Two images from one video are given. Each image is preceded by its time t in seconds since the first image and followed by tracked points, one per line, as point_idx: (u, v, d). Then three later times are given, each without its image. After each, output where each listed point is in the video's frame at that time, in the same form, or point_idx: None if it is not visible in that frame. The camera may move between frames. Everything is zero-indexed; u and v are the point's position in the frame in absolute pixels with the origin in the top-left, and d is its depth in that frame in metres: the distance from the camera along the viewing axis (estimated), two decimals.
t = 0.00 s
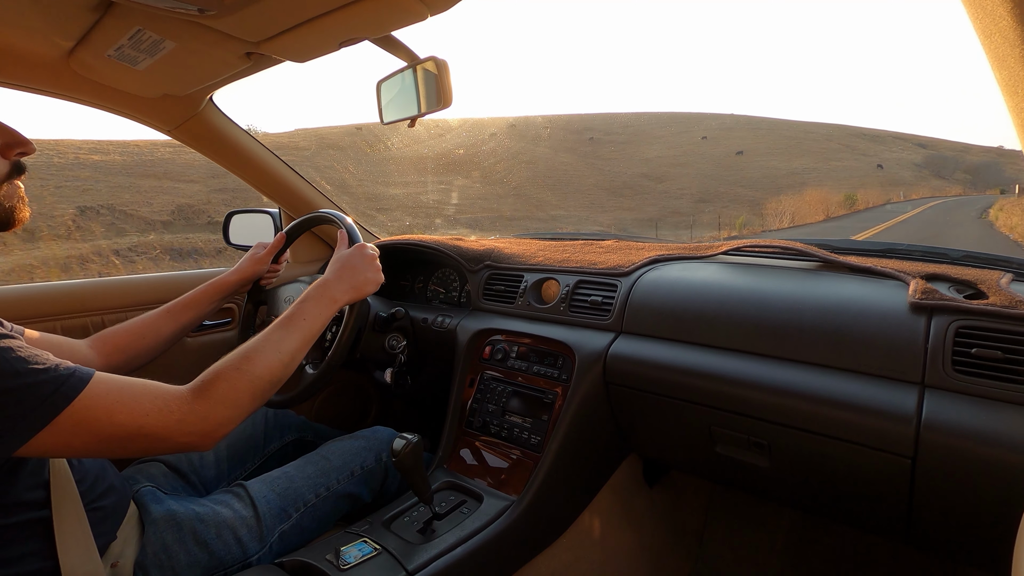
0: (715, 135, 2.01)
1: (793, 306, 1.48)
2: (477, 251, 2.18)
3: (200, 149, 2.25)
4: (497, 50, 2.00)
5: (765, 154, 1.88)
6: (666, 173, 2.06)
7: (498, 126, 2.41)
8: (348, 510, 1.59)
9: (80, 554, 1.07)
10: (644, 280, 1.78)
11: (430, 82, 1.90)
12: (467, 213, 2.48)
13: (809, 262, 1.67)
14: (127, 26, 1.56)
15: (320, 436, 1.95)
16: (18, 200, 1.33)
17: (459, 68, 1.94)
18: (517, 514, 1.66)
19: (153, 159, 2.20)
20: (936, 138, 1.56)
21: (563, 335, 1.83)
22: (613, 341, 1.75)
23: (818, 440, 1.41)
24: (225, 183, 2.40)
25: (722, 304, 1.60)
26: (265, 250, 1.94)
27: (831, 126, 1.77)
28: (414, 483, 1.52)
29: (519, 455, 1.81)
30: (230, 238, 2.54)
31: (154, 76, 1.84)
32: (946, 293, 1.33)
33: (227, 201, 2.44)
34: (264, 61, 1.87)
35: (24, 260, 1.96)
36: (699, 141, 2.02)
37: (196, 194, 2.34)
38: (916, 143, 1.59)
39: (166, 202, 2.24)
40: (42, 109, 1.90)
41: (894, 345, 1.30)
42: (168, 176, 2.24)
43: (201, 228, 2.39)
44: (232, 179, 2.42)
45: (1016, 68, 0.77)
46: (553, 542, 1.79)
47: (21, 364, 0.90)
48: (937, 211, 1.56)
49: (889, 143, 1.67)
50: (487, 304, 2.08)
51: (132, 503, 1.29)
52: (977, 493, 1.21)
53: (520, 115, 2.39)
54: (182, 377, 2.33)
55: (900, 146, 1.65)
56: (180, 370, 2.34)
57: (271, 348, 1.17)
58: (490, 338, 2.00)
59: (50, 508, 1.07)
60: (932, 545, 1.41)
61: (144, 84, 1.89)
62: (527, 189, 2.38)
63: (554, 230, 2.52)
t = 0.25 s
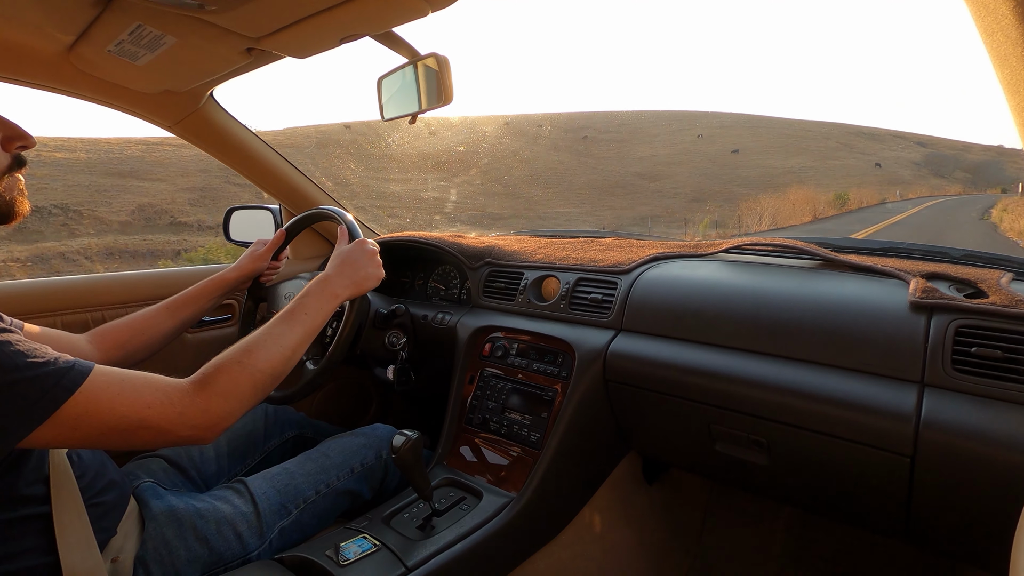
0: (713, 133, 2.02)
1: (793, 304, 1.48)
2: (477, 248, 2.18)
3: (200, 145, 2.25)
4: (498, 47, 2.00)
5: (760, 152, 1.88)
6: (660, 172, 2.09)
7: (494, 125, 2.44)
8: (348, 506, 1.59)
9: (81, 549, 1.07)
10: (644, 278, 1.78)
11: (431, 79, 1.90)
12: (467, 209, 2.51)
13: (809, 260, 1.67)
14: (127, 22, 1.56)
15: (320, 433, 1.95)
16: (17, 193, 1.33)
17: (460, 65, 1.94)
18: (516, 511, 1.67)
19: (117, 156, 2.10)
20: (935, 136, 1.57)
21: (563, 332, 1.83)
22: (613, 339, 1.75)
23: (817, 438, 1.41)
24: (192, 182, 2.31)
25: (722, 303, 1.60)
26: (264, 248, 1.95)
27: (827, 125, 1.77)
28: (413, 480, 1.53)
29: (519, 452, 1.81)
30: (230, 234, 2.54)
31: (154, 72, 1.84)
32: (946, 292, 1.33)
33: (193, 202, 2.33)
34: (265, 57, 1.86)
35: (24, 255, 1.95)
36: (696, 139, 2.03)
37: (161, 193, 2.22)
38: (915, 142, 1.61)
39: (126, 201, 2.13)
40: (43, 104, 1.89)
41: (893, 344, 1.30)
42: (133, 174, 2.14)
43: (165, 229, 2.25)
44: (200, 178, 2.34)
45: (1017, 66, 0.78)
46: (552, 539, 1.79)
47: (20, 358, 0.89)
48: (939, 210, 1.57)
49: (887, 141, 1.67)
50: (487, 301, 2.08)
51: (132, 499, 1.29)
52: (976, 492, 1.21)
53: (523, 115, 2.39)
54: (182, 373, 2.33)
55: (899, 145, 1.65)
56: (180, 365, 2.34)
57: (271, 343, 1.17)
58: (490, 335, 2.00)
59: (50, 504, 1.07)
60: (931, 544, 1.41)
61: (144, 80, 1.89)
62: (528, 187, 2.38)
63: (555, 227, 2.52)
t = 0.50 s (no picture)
0: (707, 131, 1.99)
1: (793, 299, 1.48)
2: (477, 242, 2.18)
3: (199, 136, 2.24)
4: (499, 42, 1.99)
5: (758, 153, 1.88)
6: (654, 171, 2.09)
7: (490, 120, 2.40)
8: (347, 499, 1.60)
9: (82, 540, 1.08)
10: (643, 273, 1.78)
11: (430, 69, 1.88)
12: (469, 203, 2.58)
13: (810, 256, 1.67)
14: (124, 12, 1.54)
15: (319, 426, 1.96)
16: (13, 189, 1.32)
17: (460, 59, 1.93)
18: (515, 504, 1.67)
19: (82, 154, 2.10)
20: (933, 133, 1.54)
21: (562, 327, 1.83)
22: (612, 334, 1.76)
23: (815, 433, 1.42)
24: (157, 182, 2.29)
25: (722, 297, 1.60)
26: (263, 242, 1.93)
27: (823, 124, 1.74)
28: (412, 473, 1.53)
29: (518, 446, 1.82)
30: (229, 227, 2.53)
31: (153, 63, 1.83)
32: (946, 289, 1.33)
33: (155, 201, 2.30)
34: (264, 48, 1.85)
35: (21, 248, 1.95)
36: (690, 138, 2.01)
37: (121, 192, 2.20)
38: (913, 140, 1.58)
39: (81, 201, 2.10)
40: (40, 96, 1.88)
41: (892, 340, 1.30)
42: (95, 172, 2.12)
43: (122, 229, 2.22)
44: (166, 177, 2.31)
45: (1019, 62, 0.78)
46: (551, 532, 1.80)
47: (16, 343, 0.90)
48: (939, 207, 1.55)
49: (884, 140, 1.65)
50: (487, 295, 2.08)
51: (132, 490, 1.29)
52: (973, 488, 1.21)
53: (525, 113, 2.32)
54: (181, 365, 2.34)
55: (896, 143, 1.63)
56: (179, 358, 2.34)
57: (272, 328, 1.17)
58: (489, 329, 2.00)
59: (51, 495, 1.07)
60: (927, 539, 1.42)
61: (143, 71, 1.88)
62: (525, 183, 2.44)
63: (554, 222, 2.52)
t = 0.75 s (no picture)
0: (702, 130, 2.03)
1: (792, 301, 1.48)
2: (475, 243, 2.18)
3: (197, 137, 2.24)
4: (498, 43, 2.00)
5: (751, 150, 1.90)
6: (646, 170, 2.12)
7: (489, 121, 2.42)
8: (345, 500, 1.60)
9: (79, 540, 1.07)
10: (642, 274, 1.78)
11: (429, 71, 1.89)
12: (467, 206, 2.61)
13: (808, 257, 1.67)
14: (123, 12, 1.54)
15: (317, 426, 1.96)
16: (8, 189, 1.31)
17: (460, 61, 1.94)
18: (513, 505, 1.68)
19: (39, 152, 1.96)
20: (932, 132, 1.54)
21: (561, 328, 1.83)
22: (610, 335, 1.76)
23: (813, 434, 1.42)
24: (118, 181, 2.16)
25: (720, 298, 1.60)
26: (260, 245, 1.93)
27: (820, 122, 1.74)
28: (411, 474, 1.53)
29: (517, 446, 1.81)
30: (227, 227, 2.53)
31: (152, 63, 1.83)
32: (943, 290, 1.33)
33: (113, 200, 2.16)
34: (263, 49, 1.85)
35: None
36: (687, 138, 2.04)
37: (75, 191, 2.05)
38: (911, 139, 1.58)
39: (31, 201, 1.97)
40: (39, 96, 1.88)
41: (890, 341, 1.30)
42: (52, 171, 1.99)
43: (73, 231, 2.07)
44: (129, 176, 2.19)
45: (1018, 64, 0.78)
46: (549, 533, 1.80)
47: (12, 340, 0.89)
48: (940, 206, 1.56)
49: (882, 138, 1.66)
50: (485, 296, 2.08)
51: (131, 491, 1.29)
52: (971, 489, 1.22)
53: (525, 111, 2.37)
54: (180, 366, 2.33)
55: (895, 142, 1.63)
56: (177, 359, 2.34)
57: (272, 323, 1.17)
58: (488, 329, 2.01)
59: (49, 495, 1.07)
60: (924, 540, 1.43)
61: (142, 72, 1.88)
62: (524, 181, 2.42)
63: (553, 223, 2.52)
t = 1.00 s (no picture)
0: (697, 129, 2.06)
1: (791, 302, 1.48)
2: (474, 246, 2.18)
3: (196, 140, 2.24)
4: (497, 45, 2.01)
5: (747, 149, 1.98)
6: (641, 169, 2.18)
7: (491, 124, 2.44)
8: (345, 503, 1.59)
9: (79, 545, 1.07)
10: (641, 276, 1.78)
11: (428, 76, 1.89)
12: (464, 208, 2.57)
13: (807, 258, 1.68)
14: (122, 17, 1.55)
15: (317, 429, 1.95)
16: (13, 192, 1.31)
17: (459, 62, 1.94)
18: (513, 508, 1.67)
19: None
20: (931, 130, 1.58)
21: (560, 330, 1.83)
22: (609, 337, 1.76)
23: (813, 435, 1.42)
24: (75, 179, 2.05)
25: (719, 300, 1.60)
26: (261, 247, 1.93)
27: (822, 122, 1.80)
28: (410, 477, 1.53)
29: (516, 448, 1.81)
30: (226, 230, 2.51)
31: (150, 67, 1.83)
32: (942, 290, 1.33)
33: (66, 200, 2.04)
34: (261, 53, 1.85)
35: None
36: (682, 136, 2.07)
37: (27, 190, 1.93)
38: (911, 138, 1.63)
39: None
40: (37, 100, 1.88)
41: (889, 341, 1.30)
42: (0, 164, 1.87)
43: (17, 232, 1.95)
44: (89, 174, 2.08)
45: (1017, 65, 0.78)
46: (549, 535, 1.80)
47: (14, 350, 0.89)
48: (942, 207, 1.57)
49: (882, 137, 1.73)
50: (485, 298, 2.08)
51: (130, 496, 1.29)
52: (970, 489, 1.21)
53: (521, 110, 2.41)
54: (178, 370, 2.33)
55: (894, 141, 1.69)
56: (176, 362, 2.34)
57: (271, 333, 1.17)
58: (487, 332, 2.00)
59: (48, 500, 1.07)
60: (924, 540, 1.43)
61: (141, 76, 1.88)
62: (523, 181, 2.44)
63: (552, 224, 2.52)
